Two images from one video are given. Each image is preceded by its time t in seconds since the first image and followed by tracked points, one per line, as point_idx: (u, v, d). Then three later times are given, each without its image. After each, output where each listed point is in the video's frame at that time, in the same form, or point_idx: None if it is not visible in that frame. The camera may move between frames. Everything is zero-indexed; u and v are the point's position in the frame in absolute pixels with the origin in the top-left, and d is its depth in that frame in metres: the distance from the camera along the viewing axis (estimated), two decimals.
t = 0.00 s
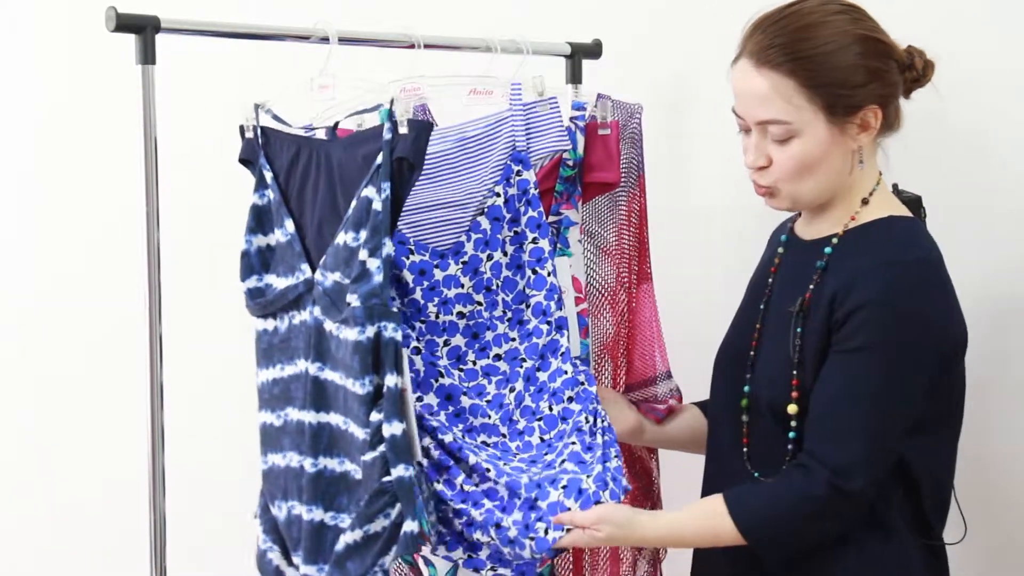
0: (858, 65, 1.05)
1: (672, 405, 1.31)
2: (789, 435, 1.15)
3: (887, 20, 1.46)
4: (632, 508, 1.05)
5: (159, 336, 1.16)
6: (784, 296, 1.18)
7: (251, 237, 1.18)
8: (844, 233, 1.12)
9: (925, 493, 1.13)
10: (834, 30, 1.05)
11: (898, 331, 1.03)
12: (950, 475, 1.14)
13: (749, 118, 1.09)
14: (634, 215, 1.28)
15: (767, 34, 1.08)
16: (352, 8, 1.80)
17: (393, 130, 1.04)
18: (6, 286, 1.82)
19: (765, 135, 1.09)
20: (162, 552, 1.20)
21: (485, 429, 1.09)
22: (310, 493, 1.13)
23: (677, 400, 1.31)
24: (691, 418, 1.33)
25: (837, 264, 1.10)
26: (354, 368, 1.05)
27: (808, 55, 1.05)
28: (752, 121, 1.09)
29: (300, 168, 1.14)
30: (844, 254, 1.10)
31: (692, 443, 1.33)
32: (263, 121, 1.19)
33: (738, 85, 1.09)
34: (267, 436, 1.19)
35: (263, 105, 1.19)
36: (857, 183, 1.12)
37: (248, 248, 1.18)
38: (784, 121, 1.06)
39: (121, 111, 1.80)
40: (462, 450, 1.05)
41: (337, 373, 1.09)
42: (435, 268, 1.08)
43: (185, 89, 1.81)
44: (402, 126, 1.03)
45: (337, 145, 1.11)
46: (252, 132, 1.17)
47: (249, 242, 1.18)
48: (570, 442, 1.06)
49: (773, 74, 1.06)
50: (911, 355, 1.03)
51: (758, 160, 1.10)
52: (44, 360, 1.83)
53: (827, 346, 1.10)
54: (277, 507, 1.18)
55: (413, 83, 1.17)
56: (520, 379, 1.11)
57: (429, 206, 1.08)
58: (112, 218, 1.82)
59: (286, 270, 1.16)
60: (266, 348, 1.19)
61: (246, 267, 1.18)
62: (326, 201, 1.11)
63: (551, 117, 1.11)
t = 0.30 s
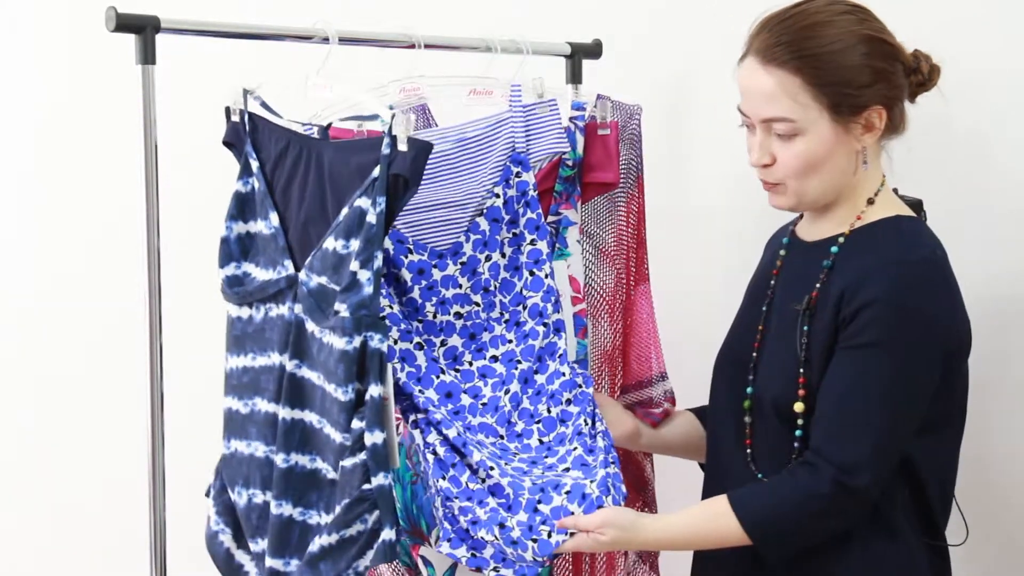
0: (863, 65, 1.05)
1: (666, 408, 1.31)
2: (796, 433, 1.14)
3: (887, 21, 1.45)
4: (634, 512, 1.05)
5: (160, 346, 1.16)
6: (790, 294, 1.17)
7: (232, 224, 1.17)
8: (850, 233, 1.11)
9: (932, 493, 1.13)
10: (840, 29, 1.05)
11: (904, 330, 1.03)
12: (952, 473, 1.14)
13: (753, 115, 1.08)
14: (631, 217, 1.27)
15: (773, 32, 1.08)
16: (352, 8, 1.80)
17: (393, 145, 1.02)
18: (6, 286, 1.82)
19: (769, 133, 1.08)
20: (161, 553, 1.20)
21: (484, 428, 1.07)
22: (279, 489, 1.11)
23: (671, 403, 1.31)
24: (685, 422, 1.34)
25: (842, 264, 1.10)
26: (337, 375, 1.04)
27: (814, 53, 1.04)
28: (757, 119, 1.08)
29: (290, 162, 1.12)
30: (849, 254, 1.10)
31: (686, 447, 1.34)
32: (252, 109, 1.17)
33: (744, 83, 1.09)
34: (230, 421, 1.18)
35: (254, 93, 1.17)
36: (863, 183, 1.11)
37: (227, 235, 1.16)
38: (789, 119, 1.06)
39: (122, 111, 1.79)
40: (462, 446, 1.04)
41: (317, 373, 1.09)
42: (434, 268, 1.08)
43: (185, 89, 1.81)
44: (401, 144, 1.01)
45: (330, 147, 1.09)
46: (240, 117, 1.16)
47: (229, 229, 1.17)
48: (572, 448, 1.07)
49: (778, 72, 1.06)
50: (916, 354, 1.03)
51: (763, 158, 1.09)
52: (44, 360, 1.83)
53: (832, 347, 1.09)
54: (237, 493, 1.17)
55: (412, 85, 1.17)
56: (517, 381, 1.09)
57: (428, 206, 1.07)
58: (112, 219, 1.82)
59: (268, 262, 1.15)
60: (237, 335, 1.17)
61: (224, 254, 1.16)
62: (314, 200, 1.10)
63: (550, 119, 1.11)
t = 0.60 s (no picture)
0: (864, 64, 1.04)
1: (666, 408, 1.32)
2: (790, 435, 1.14)
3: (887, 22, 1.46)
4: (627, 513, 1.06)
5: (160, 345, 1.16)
6: (788, 296, 1.17)
7: (232, 227, 1.15)
8: (847, 234, 1.11)
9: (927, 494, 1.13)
10: (843, 27, 1.05)
11: (902, 331, 1.02)
12: (948, 473, 1.14)
13: (751, 109, 1.09)
14: (631, 217, 1.27)
15: (776, 27, 1.08)
16: (351, 9, 1.80)
17: (403, 141, 1.04)
18: (6, 286, 1.81)
19: (766, 127, 1.09)
20: (161, 552, 1.20)
21: (480, 430, 1.08)
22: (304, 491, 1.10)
23: (669, 403, 1.32)
24: (685, 424, 1.35)
25: (839, 266, 1.10)
26: (358, 374, 1.05)
27: (815, 49, 1.04)
28: (754, 113, 1.09)
29: (291, 163, 1.12)
30: (846, 256, 1.10)
31: (687, 446, 1.34)
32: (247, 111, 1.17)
33: (744, 76, 1.09)
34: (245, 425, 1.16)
35: (248, 96, 1.17)
36: (861, 185, 1.11)
37: (229, 238, 1.15)
38: (784, 113, 1.06)
39: (122, 111, 1.80)
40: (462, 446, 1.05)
41: (332, 373, 1.09)
42: (432, 269, 1.08)
43: (184, 89, 1.80)
44: (412, 139, 1.03)
45: (335, 148, 1.09)
46: (233, 120, 1.15)
47: (230, 232, 1.15)
48: (568, 450, 1.06)
49: (778, 66, 1.06)
50: (913, 356, 1.03)
51: (758, 152, 1.09)
52: (43, 360, 1.83)
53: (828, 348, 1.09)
54: (256, 498, 1.15)
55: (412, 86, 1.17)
56: (513, 382, 1.10)
57: (429, 205, 1.08)
58: (112, 218, 1.82)
59: (272, 265, 1.14)
60: (245, 339, 1.15)
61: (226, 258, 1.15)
62: (320, 201, 1.10)
63: (549, 119, 1.10)
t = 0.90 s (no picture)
0: (862, 69, 1.04)
1: (666, 408, 1.32)
2: (788, 436, 1.15)
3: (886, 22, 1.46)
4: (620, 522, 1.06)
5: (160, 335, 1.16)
6: (786, 295, 1.18)
7: (243, 238, 1.15)
8: (847, 233, 1.11)
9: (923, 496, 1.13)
10: (840, 31, 1.05)
11: (899, 330, 1.02)
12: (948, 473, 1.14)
13: (749, 114, 1.09)
14: (634, 217, 1.27)
15: (773, 31, 1.08)
16: (351, 9, 1.80)
17: (420, 131, 1.04)
18: (6, 286, 1.82)
19: (764, 132, 1.09)
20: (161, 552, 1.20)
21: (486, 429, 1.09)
22: (338, 494, 1.11)
23: (669, 403, 1.32)
24: (684, 424, 1.35)
25: (836, 266, 1.10)
26: (387, 367, 1.05)
27: (811, 55, 1.04)
28: (752, 118, 1.09)
29: (301, 166, 1.13)
30: (844, 256, 1.10)
31: (687, 447, 1.35)
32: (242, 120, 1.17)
33: (742, 82, 1.09)
34: (276, 436, 1.16)
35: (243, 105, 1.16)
36: (859, 184, 1.11)
37: (242, 250, 1.15)
38: (782, 119, 1.06)
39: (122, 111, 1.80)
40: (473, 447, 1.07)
41: (358, 371, 1.09)
42: (433, 269, 1.08)
43: (184, 90, 1.81)
44: (429, 127, 1.04)
45: (346, 145, 1.10)
46: (231, 132, 1.16)
47: (242, 244, 1.15)
48: (574, 447, 1.07)
49: (774, 72, 1.06)
50: (911, 356, 1.03)
51: (758, 156, 1.10)
52: (44, 361, 1.83)
53: (824, 348, 1.09)
54: (292, 509, 1.15)
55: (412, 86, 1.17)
56: (514, 383, 1.11)
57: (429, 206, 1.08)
58: (112, 219, 1.82)
59: (287, 271, 1.14)
60: (267, 350, 1.15)
61: (240, 269, 1.15)
62: (332, 199, 1.11)
63: (550, 120, 1.09)
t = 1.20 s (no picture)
0: (871, 72, 1.03)
1: (674, 407, 1.33)
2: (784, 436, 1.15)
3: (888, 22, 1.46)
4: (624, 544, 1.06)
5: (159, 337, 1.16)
6: (785, 293, 1.17)
7: (237, 236, 1.15)
8: (842, 232, 1.12)
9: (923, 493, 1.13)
10: (856, 31, 1.03)
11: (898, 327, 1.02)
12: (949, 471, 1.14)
13: (753, 102, 1.09)
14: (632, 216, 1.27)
15: (789, 22, 1.07)
16: (352, 8, 1.79)
17: (415, 132, 1.04)
18: (6, 286, 1.81)
19: (765, 121, 1.09)
20: (161, 552, 1.20)
21: (484, 431, 1.09)
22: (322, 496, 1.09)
23: (677, 401, 1.33)
24: (689, 419, 1.33)
25: (833, 265, 1.10)
26: (377, 368, 1.05)
27: (822, 51, 1.03)
28: (754, 105, 1.09)
29: (297, 166, 1.12)
30: (840, 254, 1.10)
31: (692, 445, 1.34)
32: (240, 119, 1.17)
33: (750, 70, 1.09)
34: (258, 436, 1.15)
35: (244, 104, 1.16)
36: (855, 185, 1.11)
37: (235, 248, 1.15)
38: (783, 111, 1.06)
39: (121, 111, 1.80)
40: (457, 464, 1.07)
41: (348, 372, 1.09)
42: (436, 268, 1.08)
43: (184, 90, 1.80)
44: (425, 128, 1.03)
45: (341, 145, 1.09)
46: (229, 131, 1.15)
47: (235, 242, 1.15)
48: (567, 471, 1.09)
49: (782, 63, 1.06)
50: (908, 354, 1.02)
51: (756, 143, 1.11)
52: (43, 361, 1.83)
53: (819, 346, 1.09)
54: (270, 510, 1.14)
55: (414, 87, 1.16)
56: (521, 382, 1.11)
57: (428, 205, 1.08)
58: (111, 219, 1.82)
59: (279, 270, 1.14)
60: (256, 348, 1.15)
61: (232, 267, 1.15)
62: (328, 198, 1.10)
63: (552, 117, 1.10)
